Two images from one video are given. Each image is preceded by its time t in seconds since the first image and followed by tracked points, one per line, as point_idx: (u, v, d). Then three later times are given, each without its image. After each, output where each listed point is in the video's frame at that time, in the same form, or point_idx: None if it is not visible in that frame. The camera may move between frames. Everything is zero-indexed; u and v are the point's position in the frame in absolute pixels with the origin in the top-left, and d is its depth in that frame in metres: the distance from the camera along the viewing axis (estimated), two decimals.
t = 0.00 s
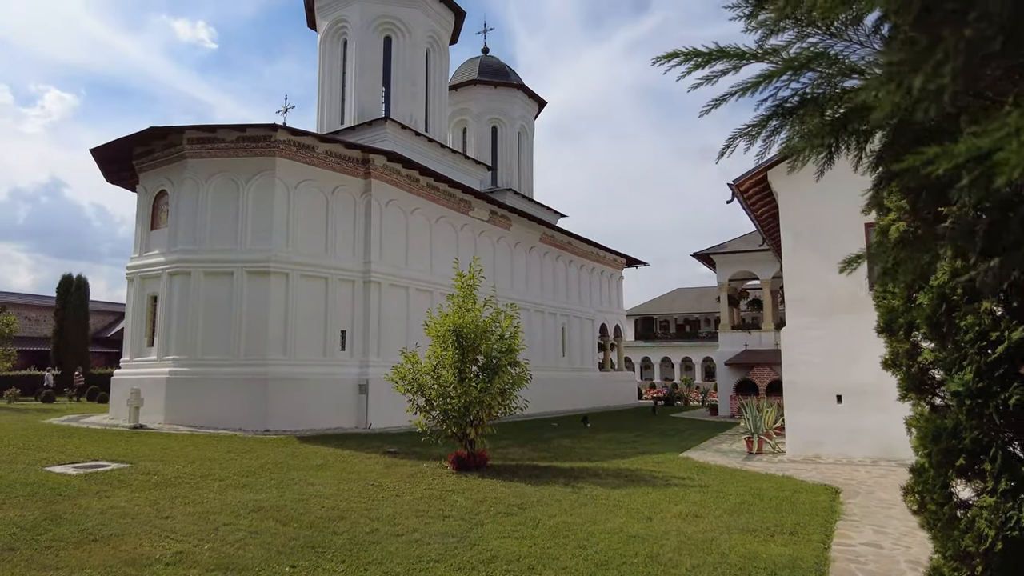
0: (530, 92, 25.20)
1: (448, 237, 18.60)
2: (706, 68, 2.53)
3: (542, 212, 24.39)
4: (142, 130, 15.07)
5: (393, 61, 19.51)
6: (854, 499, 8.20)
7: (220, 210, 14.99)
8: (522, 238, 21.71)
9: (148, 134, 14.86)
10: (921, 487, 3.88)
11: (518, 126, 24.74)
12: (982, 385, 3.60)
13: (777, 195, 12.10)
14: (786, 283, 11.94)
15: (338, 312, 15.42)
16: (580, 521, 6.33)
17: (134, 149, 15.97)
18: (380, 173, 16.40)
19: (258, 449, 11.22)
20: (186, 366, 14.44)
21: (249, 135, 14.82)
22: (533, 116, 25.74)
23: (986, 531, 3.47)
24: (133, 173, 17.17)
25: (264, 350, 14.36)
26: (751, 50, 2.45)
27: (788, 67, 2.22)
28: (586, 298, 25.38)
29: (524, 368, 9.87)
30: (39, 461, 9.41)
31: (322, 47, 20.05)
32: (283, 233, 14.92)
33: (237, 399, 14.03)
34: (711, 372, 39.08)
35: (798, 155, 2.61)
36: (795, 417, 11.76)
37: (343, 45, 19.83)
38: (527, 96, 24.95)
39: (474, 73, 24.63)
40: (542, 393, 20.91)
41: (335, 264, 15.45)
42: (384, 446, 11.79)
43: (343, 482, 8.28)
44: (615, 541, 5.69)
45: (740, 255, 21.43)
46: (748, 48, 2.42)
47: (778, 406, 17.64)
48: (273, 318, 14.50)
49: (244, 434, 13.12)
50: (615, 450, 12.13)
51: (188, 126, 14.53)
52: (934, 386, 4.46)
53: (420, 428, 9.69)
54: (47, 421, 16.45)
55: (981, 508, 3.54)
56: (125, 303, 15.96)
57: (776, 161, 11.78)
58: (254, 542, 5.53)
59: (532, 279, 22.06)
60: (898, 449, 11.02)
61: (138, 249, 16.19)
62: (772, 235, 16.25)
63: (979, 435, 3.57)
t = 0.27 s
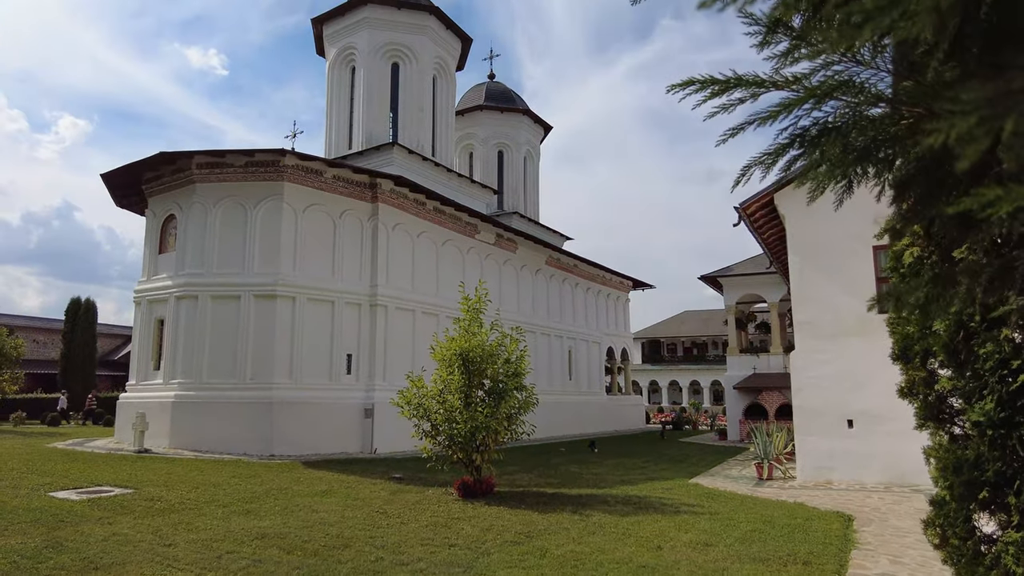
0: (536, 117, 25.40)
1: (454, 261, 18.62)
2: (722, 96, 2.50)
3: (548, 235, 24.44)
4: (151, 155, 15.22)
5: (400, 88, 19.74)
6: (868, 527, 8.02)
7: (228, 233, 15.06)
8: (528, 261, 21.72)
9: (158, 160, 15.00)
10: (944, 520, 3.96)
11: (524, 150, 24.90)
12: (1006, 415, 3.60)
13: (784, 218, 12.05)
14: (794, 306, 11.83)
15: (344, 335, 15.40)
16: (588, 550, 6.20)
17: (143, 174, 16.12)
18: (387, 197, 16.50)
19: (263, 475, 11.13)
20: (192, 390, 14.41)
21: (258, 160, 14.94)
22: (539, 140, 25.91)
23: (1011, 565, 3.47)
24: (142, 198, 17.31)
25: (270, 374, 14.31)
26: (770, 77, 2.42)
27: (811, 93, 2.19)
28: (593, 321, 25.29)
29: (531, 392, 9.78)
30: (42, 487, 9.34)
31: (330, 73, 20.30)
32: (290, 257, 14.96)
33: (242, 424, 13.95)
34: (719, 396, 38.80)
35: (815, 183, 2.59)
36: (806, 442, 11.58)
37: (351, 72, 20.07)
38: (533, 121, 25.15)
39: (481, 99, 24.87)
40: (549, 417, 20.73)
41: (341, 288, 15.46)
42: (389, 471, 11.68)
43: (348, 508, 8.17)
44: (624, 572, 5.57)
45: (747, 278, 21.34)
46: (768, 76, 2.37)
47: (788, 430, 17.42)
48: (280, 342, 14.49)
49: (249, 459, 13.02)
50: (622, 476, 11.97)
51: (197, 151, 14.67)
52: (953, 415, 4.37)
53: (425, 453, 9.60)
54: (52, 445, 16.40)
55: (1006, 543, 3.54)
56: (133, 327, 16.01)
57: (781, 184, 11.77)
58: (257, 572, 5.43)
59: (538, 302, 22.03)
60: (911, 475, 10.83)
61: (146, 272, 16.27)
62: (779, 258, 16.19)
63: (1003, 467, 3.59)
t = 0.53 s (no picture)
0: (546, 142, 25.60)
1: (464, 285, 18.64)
2: (725, 132, 2.48)
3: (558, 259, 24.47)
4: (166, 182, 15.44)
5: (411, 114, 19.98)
6: (886, 556, 7.83)
7: (240, 259, 15.19)
8: (539, 285, 21.73)
9: (172, 186, 15.20)
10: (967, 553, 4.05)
11: (534, 175, 25.05)
12: None
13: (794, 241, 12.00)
14: (807, 330, 11.72)
15: (354, 360, 15.40)
16: None
17: (158, 201, 16.35)
18: (398, 222, 16.61)
19: (272, 501, 11.07)
20: (203, 415, 14.43)
21: (271, 187, 15.11)
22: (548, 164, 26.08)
23: None
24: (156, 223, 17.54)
25: (280, 399, 14.31)
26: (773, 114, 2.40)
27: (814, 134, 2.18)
28: (604, 345, 25.18)
29: (541, 418, 9.71)
30: (52, 512, 9.32)
31: (343, 101, 20.60)
32: (301, 282, 15.05)
33: (252, 449, 13.91)
34: (733, 421, 38.34)
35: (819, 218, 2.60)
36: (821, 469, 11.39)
37: (362, 99, 20.36)
38: (543, 146, 25.34)
39: (491, 124, 25.12)
40: (560, 442, 20.55)
41: (352, 312, 15.50)
42: (399, 498, 11.58)
43: (357, 536, 8.09)
44: None
45: (758, 301, 21.20)
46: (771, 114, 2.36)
47: (803, 456, 17.15)
48: (291, 366, 14.51)
49: (258, 485, 12.97)
50: (635, 503, 11.80)
51: (211, 178, 14.86)
52: (971, 445, 4.40)
53: (435, 479, 9.52)
54: (64, 470, 16.41)
55: None
56: (145, 351, 16.10)
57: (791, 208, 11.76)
58: None
59: (549, 326, 21.99)
60: (930, 502, 10.60)
61: (159, 297, 16.40)
62: (791, 282, 16.11)
63: None
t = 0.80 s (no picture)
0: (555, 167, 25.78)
1: (475, 310, 18.67)
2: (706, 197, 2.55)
3: (568, 283, 24.48)
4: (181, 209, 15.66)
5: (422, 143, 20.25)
6: None
7: (253, 285, 15.33)
8: (549, 309, 21.71)
9: (186, 214, 15.42)
10: None
11: (544, 200, 25.20)
12: None
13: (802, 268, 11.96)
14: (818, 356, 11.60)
15: (365, 385, 15.40)
16: None
17: (172, 228, 16.57)
18: (410, 248, 16.72)
19: (282, 528, 11.02)
20: (214, 441, 14.46)
21: (283, 214, 15.29)
22: (558, 189, 26.23)
23: None
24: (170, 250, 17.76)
25: (291, 425, 14.31)
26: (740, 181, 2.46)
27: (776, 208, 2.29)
28: (615, 369, 25.02)
29: (552, 444, 9.65)
30: (62, 540, 9.32)
31: (355, 129, 20.89)
32: (313, 308, 15.14)
33: (262, 475, 13.88)
34: (747, 446, 37.80)
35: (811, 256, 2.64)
36: (837, 495, 11.19)
37: (374, 127, 20.64)
38: (552, 171, 25.52)
39: (501, 150, 25.36)
40: (572, 468, 20.34)
41: (362, 338, 15.54)
42: (408, 525, 11.49)
43: (365, 565, 8.03)
44: None
45: (770, 324, 21.05)
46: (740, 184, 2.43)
47: (819, 483, 16.86)
48: (302, 392, 14.54)
49: (268, 512, 12.92)
50: (647, 531, 11.63)
51: (225, 205, 15.07)
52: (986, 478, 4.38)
53: (445, 507, 9.45)
54: (75, 496, 16.44)
55: None
56: (157, 377, 16.20)
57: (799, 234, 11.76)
58: None
59: (560, 350, 21.91)
60: (950, 531, 10.39)
61: (172, 323, 16.54)
62: (803, 306, 16.00)
63: None
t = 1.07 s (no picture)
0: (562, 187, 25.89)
1: (482, 329, 18.65)
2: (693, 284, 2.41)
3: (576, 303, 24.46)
4: (191, 231, 15.80)
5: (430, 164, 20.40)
6: None
7: (261, 306, 15.40)
8: (556, 328, 21.66)
9: (196, 235, 15.56)
10: None
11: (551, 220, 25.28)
12: None
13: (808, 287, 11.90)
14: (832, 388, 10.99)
15: (372, 406, 15.37)
16: None
17: (182, 249, 16.71)
18: (417, 268, 16.78)
19: (287, 551, 10.95)
20: (221, 462, 14.45)
21: (292, 235, 15.41)
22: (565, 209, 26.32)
23: None
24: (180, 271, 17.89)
25: (298, 446, 14.28)
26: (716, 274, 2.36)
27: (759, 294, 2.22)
28: (624, 389, 24.88)
29: (560, 467, 9.58)
30: (67, 562, 9.30)
31: (363, 150, 21.10)
32: (320, 328, 15.18)
33: (269, 497, 13.83)
34: (758, 466, 37.37)
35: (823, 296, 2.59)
36: (849, 518, 11.03)
37: (382, 149, 20.83)
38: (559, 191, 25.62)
39: (508, 171, 25.51)
40: (581, 489, 20.16)
41: (370, 358, 15.54)
42: (414, 548, 11.39)
43: None
44: None
45: (780, 343, 20.92)
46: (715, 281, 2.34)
47: (831, 504, 16.63)
48: (309, 412, 14.53)
49: (275, 534, 12.86)
50: (657, 554, 11.48)
51: (234, 227, 15.20)
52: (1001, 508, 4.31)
53: (452, 530, 9.37)
54: (83, 517, 16.43)
55: None
56: (166, 397, 16.25)
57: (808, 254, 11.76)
58: None
59: (567, 369, 21.82)
60: (965, 555, 10.20)
61: (181, 344, 16.63)
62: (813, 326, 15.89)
63: None
